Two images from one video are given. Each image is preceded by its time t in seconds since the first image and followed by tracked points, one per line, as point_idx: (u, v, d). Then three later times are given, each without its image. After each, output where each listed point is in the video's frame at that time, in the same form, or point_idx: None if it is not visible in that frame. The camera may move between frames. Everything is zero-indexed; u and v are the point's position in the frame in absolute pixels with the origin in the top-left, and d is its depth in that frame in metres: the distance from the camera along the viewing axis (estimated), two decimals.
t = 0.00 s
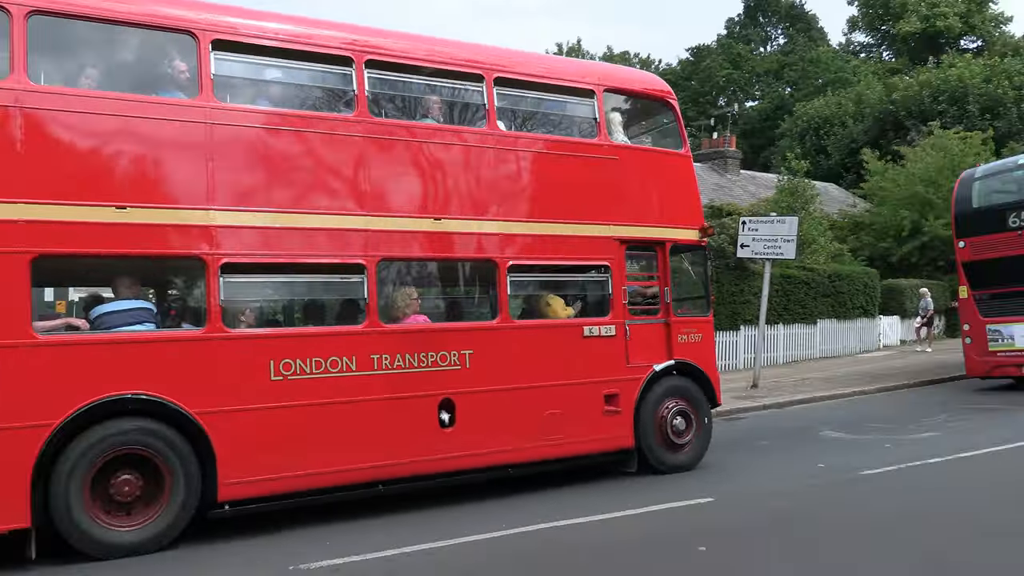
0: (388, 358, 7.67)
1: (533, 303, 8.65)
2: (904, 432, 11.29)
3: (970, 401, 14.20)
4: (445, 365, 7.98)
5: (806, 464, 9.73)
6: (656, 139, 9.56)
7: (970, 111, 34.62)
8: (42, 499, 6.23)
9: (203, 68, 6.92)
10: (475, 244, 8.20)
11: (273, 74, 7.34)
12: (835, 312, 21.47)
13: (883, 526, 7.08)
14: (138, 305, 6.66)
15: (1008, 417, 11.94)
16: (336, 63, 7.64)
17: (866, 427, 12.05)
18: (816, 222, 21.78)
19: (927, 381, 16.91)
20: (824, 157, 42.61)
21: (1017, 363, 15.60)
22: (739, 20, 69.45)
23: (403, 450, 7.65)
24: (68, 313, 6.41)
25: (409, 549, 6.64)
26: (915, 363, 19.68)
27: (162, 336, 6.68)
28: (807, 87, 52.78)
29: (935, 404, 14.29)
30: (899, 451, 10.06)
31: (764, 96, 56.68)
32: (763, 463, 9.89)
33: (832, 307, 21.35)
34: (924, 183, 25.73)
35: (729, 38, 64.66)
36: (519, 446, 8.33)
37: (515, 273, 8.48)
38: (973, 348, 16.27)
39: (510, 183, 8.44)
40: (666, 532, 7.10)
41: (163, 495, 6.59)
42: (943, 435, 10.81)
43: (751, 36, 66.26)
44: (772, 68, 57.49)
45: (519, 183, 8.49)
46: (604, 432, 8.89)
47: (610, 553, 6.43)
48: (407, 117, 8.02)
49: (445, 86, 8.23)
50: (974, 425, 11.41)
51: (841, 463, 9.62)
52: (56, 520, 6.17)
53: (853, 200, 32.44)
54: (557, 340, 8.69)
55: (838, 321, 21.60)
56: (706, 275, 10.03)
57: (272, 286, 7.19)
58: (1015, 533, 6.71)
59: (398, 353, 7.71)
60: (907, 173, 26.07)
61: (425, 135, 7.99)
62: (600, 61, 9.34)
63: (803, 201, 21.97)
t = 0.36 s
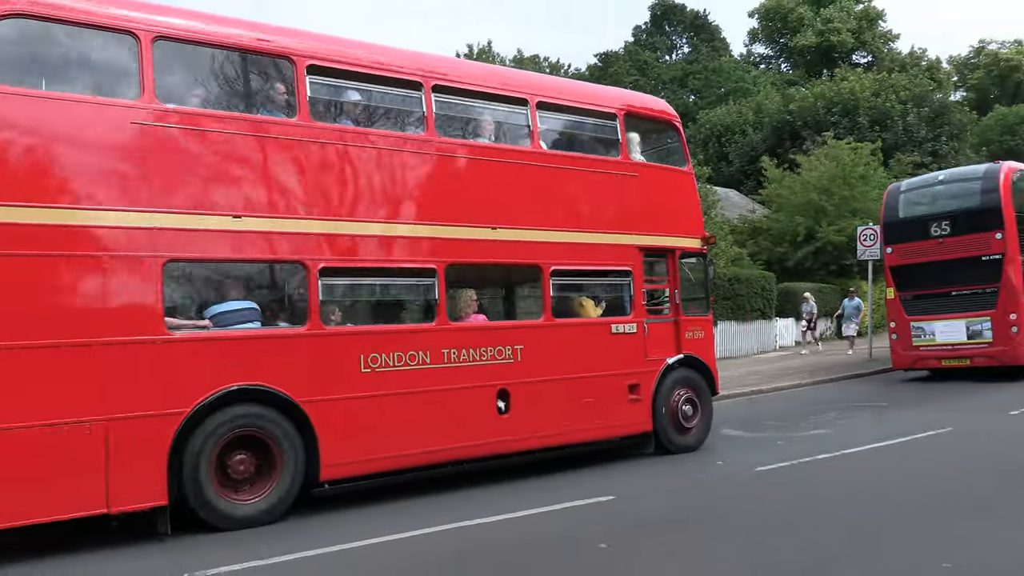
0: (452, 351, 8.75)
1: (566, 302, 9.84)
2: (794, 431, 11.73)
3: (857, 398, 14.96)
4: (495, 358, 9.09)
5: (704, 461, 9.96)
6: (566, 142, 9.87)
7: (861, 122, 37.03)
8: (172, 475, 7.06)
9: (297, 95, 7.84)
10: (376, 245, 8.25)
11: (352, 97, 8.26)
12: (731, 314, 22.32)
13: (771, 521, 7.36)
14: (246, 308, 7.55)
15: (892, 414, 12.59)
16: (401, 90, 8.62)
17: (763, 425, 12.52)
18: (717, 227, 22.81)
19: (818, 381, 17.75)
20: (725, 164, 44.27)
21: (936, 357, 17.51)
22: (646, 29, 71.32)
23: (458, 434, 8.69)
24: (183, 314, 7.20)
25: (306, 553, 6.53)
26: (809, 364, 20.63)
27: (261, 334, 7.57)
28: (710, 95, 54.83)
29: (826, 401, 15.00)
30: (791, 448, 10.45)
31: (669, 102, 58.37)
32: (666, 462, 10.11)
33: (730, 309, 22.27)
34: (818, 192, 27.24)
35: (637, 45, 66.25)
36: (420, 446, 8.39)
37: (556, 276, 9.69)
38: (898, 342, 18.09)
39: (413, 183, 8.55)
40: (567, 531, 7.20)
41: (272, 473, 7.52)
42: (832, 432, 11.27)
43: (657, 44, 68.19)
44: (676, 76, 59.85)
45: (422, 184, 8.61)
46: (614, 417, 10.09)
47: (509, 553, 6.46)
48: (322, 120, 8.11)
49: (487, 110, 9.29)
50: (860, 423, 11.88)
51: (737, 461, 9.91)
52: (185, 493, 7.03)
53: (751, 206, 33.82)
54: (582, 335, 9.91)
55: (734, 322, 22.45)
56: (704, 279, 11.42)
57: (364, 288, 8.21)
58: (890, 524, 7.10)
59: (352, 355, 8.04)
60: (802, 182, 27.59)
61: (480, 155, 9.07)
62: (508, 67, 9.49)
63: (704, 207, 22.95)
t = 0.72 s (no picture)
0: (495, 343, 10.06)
1: (587, 300, 11.30)
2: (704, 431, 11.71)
3: (769, 397, 15.51)
4: (532, 349, 10.47)
5: (620, 460, 10.00)
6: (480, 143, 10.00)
7: (774, 130, 38.46)
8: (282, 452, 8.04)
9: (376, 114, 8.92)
10: (293, 246, 8.20)
11: (416, 117, 9.40)
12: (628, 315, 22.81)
13: (684, 519, 7.61)
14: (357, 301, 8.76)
15: (801, 411, 13.10)
16: (450, 108, 9.75)
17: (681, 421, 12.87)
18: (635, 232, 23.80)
19: (732, 380, 18.39)
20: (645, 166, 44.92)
21: (870, 351, 21.72)
22: (568, 32, 71.64)
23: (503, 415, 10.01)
24: (298, 308, 8.30)
25: (209, 562, 6.42)
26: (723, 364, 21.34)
27: (356, 324, 8.68)
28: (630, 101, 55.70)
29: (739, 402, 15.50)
30: (703, 443, 10.60)
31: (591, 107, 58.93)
32: (587, 460, 10.22)
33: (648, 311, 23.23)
34: (734, 198, 28.03)
35: (560, 48, 66.68)
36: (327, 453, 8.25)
37: (586, 277, 11.27)
38: (840, 337, 22.24)
39: (333, 183, 8.55)
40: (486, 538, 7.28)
41: (362, 449, 8.58)
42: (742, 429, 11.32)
43: (580, 48, 68.55)
44: (599, 80, 60.91)
45: (342, 183, 8.61)
46: (625, 399, 11.65)
47: (427, 563, 6.50)
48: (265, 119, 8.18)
49: (523, 128, 10.56)
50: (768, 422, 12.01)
51: (650, 458, 9.92)
52: (295, 467, 8.06)
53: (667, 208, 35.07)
54: (600, 328, 11.42)
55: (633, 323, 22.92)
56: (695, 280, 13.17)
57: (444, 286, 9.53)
58: (795, 518, 7.46)
59: (330, 357, 8.42)
60: (718, 187, 28.44)
61: (523, 170, 10.43)
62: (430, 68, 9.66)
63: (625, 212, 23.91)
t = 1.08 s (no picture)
0: (532, 336, 11.44)
1: (601, 300, 12.71)
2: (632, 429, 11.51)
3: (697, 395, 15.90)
4: (563, 342, 11.91)
5: (550, 457, 10.05)
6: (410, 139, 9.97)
7: (702, 132, 38.39)
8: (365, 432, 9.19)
9: (437, 134, 10.13)
10: (213, 247, 8.02)
11: (462, 136, 10.59)
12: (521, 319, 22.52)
13: (613, 513, 7.83)
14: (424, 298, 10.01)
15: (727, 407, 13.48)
16: (491, 128, 11.00)
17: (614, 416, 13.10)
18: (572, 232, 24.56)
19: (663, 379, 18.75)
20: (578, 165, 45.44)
21: (817, 343, 23.58)
22: (502, 31, 71.86)
23: (541, 400, 11.38)
24: (373, 306, 9.47)
25: None
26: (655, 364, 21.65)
27: (418, 321, 9.88)
28: (563, 101, 56.20)
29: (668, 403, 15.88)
30: (631, 439, 10.71)
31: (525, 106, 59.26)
32: (522, 457, 10.27)
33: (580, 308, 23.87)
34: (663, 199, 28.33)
35: (494, 48, 66.60)
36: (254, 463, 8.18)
37: (605, 279, 12.76)
38: (788, 331, 24.07)
39: (259, 178, 8.40)
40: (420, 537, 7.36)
41: (428, 430, 9.76)
42: (670, 426, 11.16)
43: (514, 48, 68.92)
44: (531, 80, 59.10)
45: (270, 177, 8.49)
46: (636, 387, 13.19)
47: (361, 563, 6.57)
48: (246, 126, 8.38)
49: (546, 145, 11.83)
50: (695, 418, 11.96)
51: (581, 457, 9.91)
52: (377, 446, 9.21)
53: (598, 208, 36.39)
54: (615, 324, 12.91)
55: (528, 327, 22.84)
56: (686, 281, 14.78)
57: (492, 287, 10.87)
58: (718, 510, 7.72)
59: (317, 355, 8.84)
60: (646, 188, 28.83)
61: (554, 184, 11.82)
62: (359, 64, 9.47)
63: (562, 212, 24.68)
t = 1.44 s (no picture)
0: (543, 330, 12.92)
1: (598, 297, 14.28)
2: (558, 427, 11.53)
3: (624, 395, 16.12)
4: (568, 335, 13.43)
5: (477, 457, 10.04)
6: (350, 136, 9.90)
7: (632, 134, 38.47)
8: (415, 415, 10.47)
9: (467, 151, 11.43)
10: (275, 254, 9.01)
11: (486, 153, 11.91)
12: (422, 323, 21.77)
13: (540, 510, 7.95)
14: (464, 297, 11.40)
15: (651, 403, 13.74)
16: (507, 145, 12.38)
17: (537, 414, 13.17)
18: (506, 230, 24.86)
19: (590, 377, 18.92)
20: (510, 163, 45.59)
21: (759, 336, 24.32)
22: (435, 28, 71.58)
23: (550, 386, 12.87)
24: (419, 304, 10.73)
25: None
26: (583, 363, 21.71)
27: (455, 317, 11.22)
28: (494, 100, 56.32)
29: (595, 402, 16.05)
30: (556, 438, 10.78)
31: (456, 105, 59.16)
32: (450, 455, 10.30)
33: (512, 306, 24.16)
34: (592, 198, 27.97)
35: (425, 46, 66.19)
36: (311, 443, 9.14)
37: (601, 279, 14.34)
38: (734, 325, 24.75)
39: (287, 192, 9.06)
40: (350, 536, 7.38)
41: (464, 411, 11.14)
42: (596, 425, 11.24)
43: (447, 46, 68.83)
44: (464, 79, 60.50)
45: (284, 189, 9.05)
46: (628, 376, 14.82)
47: (292, 564, 6.56)
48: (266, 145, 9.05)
49: (550, 159, 13.26)
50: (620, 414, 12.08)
51: (509, 455, 9.98)
52: (425, 427, 10.50)
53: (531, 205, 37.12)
54: (608, 320, 14.49)
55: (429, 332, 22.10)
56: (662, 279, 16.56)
57: (513, 286, 12.34)
58: (643, 508, 7.85)
59: (374, 346, 10.02)
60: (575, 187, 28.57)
61: (561, 195, 13.29)
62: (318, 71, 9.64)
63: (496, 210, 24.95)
